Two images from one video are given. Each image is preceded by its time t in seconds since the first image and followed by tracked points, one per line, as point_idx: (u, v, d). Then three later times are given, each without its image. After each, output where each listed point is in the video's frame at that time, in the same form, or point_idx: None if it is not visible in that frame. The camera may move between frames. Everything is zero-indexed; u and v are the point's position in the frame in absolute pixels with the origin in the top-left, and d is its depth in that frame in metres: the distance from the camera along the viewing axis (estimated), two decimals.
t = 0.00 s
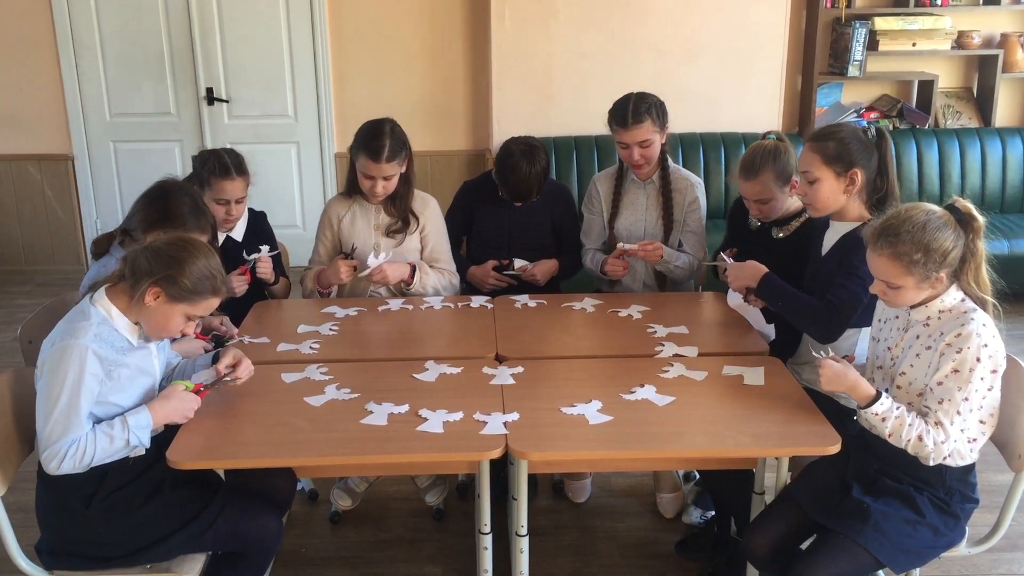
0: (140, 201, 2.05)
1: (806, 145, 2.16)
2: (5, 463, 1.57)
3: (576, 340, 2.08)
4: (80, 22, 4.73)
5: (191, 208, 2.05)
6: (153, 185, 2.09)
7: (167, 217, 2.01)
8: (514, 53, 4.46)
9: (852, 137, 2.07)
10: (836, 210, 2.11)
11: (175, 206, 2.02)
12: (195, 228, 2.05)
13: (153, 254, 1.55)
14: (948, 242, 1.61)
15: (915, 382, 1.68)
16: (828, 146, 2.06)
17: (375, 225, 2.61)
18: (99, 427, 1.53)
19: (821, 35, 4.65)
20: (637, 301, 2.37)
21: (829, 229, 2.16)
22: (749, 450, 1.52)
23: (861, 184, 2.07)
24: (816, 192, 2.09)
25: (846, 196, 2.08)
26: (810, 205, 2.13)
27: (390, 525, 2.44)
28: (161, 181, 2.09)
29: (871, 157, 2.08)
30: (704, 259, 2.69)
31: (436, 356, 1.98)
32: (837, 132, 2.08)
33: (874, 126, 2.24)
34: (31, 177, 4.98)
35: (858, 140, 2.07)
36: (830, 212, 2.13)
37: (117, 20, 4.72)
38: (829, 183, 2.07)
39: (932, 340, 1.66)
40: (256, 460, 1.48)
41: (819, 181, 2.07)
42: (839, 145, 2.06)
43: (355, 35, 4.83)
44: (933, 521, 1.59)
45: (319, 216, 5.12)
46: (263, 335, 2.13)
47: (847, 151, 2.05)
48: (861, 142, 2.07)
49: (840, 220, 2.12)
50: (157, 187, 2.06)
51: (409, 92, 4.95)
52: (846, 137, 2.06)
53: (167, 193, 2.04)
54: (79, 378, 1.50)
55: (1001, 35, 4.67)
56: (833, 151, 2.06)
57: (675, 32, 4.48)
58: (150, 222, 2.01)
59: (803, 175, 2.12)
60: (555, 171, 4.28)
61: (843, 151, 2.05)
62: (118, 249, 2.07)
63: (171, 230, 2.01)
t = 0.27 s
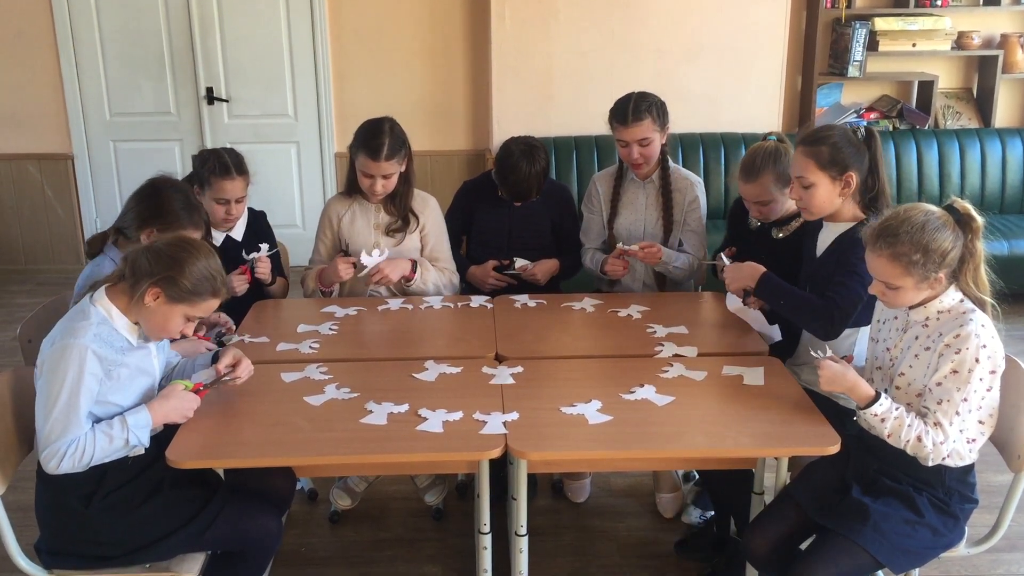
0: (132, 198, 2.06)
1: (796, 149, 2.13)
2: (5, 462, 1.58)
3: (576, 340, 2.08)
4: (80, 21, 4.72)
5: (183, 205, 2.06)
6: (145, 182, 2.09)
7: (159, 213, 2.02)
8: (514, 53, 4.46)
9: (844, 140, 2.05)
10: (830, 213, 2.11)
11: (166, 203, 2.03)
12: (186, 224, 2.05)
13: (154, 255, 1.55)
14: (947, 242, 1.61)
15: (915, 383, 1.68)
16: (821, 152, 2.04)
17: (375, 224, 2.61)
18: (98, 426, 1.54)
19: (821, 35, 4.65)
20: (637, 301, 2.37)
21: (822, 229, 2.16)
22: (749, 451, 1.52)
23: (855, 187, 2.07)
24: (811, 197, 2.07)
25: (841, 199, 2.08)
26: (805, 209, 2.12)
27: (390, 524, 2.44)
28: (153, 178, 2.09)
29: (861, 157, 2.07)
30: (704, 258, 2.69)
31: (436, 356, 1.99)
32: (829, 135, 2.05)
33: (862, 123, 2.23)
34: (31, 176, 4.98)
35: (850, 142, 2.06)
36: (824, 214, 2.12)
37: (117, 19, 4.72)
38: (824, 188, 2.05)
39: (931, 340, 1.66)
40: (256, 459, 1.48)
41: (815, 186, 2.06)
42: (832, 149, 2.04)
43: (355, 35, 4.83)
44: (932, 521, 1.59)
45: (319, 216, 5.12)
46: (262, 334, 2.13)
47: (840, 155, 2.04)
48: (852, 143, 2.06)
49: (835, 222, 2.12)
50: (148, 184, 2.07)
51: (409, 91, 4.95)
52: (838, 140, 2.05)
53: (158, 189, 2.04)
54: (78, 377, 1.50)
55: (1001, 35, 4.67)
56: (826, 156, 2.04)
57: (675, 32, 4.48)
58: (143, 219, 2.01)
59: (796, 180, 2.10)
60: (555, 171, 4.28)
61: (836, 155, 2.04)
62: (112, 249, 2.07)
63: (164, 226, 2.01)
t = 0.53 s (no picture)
0: (125, 196, 2.08)
1: (796, 149, 2.12)
2: (6, 461, 1.57)
3: (577, 339, 2.08)
4: (80, 20, 4.72)
5: (175, 201, 2.08)
6: (136, 179, 2.11)
7: (151, 210, 2.04)
8: (515, 53, 4.46)
9: (846, 143, 2.04)
10: (830, 214, 2.11)
11: (159, 200, 2.05)
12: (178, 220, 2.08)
13: (155, 255, 1.55)
14: (945, 241, 1.61)
15: (915, 383, 1.68)
16: (824, 155, 2.03)
17: (375, 223, 2.61)
18: (98, 425, 1.54)
19: (822, 35, 4.65)
20: (637, 301, 2.37)
21: (821, 229, 2.16)
22: (749, 450, 1.52)
23: (857, 189, 2.07)
24: (813, 200, 2.07)
25: (842, 201, 2.08)
26: (805, 210, 2.12)
27: (390, 524, 2.44)
28: (143, 175, 2.11)
29: (862, 158, 2.07)
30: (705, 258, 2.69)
31: (436, 355, 1.98)
32: (830, 137, 2.04)
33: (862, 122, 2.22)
34: (32, 175, 4.98)
35: (851, 145, 2.05)
36: (824, 215, 2.12)
37: (117, 18, 4.71)
38: (827, 191, 2.05)
39: (931, 340, 1.66)
40: (256, 458, 1.49)
41: (816, 189, 2.05)
42: (835, 153, 2.03)
43: (356, 34, 4.83)
44: (932, 520, 1.59)
45: (319, 215, 5.12)
46: (262, 334, 2.13)
47: (842, 159, 2.03)
48: (852, 145, 2.05)
49: (834, 222, 2.12)
50: (140, 181, 2.09)
51: (410, 91, 4.95)
52: (840, 143, 2.04)
53: (150, 186, 2.07)
54: (79, 377, 1.50)
55: (1002, 35, 4.67)
56: (829, 161, 2.03)
57: (676, 31, 4.47)
58: (136, 217, 2.04)
59: (797, 182, 2.09)
60: (555, 170, 4.28)
61: (838, 160, 2.03)
62: (107, 249, 2.08)
63: (157, 224, 2.05)
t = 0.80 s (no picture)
0: (112, 194, 2.10)
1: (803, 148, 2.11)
2: (8, 460, 1.58)
3: (578, 338, 2.07)
4: (81, 19, 4.72)
5: (163, 195, 2.11)
6: (122, 177, 2.13)
7: (139, 207, 2.07)
8: (517, 52, 4.46)
9: (857, 145, 2.03)
10: (835, 214, 2.10)
11: (146, 195, 2.08)
12: (166, 214, 2.10)
13: (159, 254, 1.55)
14: (945, 238, 1.61)
15: (917, 381, 1.68)
16: (836, 158, 2.02)
17: (377, 223, 2.61)
18: (101, 424, 1.54)
19: (824, 34, 4.64)
20: (639, 300, 2.37)
21: (823, 227, 2.16)
22: (751, 450, 1.52)
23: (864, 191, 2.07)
24: (821, 200, 2.06)
25: (848, 203, 2.08)
26: (809, 209, 2.11)
27: (392, 523, 2.44)
28: (129, 172, 2.13)
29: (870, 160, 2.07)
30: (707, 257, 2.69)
31: (438, 354, 1.99)
32: (841, 138, 2.03)
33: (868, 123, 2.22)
34: (34, 174, 4.98)
35: (861, 147, 2.04)
36: (827, 215, 2.12)
37: (119, 17, 4.71)
38: (835, 192, 2.04)
39: (931, 339, 1.66)
40: (258, 457, 1.49)
41: (827, 190, 2.04)
42: (846, 155, 2.02)
43: (357, 33, 4.83)
44: (934, 519, 1.59)
45: (321, 214, 5.12)
46: (264, 333, 2.13)
47: (853, 161, 2.02)
48: (862, 147, 2.05)
49: (837, 222, 2.12)
50: (126, 178, 2.11)
51: (411, 90, 4.95)
52: (851, 145, 2.02)
53: (136, 182, 2.09)
54: (81, 375, 1.50)
55: (1004, 34, 4.66)
56: (841, 164, 2.02)
57: (677, 30, 4.47)
58: (125, 214, 2.06)
59: (804, 182, 2.07)
60: (557, 169, 4.28)
61: (850, 162, 2.02)
62: (100, 250, 2.10)
63: (147, 219, 2.07)
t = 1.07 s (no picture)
0: (102, 194, 2.11)
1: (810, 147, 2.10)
2: (12, 460, 1.58)
3: (581, 337, 2.07)
4: (84, 19, 4.73)
5: (152, 190, 2.10)
6: (111, 176, 2.13)
7: (128, 205, 2.07)
8: (519, 51, 4.46)
9: (864, 146, 2.03)
10: (839, 214, 2.09)
11: (135, 191, 2.08)
12: (156, 210, 2.10)
13: (162, 254, 1.55)
14: (953, 234, 1.60)
15: (919, 379, 1.67)
16: (844, 158, 2.02)
17: (379, 222, 2.61)
18: (103, 424, 1.54)
19: (827, 33, 4.63)
20: (642, 299, 2.37)
21: (827, 226, 2.15)
22: (754, 449, 1.52)
23: (870, 192, 2.06)
24: (827, 199, 2.05)
25: (854, 204, 2.07)
26: (813, 207, 2.10)
27: (395, 522, 2.44)
28: (118, 171, 2.14)
29: (877, 162, 2.07)
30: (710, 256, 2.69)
31: (441, 353, 1.99)
32: (850, 139, 2.03)
33: (875, 125, 2.23)
34: (37, 174, 4.99)
35: (868, 147, 2.04)
36: (831, 214, 2.11)
37: (122, 17, 4.72)
38: (841, 192, 2.04)
39: (934, 336, 1.66)
40: (261, 456, 1.49)
41: (833, 190, 2.03)
42: (854, 156, 2.02)
43: (360, 32, 4.83)
44: (937, 518, 1.59)
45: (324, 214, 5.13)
46: (267, 332, 2.13)
47: (860, 163, 2.02)
48: (869, 148, 2.04)
49: (840, 222, 2.11)
50: (114, 177, 2.11)
51: (414, 89, 4.95)
52: (858, 145, 2.02)
53: (124, 180, 2.09)
54: (84, 375, 1.51)
55: (1007, 32, 4.65)
56: (848, 165, 2.02)
57: (680, 29, 4.47)
58: (117, 213, 2.07)
59: (811, 181, 2.07)
60: (560, 169, 4.28)
61: (857, 162, 2.02)
62: (95, 252, 2.11)
63: (138, 216, 2.07)
